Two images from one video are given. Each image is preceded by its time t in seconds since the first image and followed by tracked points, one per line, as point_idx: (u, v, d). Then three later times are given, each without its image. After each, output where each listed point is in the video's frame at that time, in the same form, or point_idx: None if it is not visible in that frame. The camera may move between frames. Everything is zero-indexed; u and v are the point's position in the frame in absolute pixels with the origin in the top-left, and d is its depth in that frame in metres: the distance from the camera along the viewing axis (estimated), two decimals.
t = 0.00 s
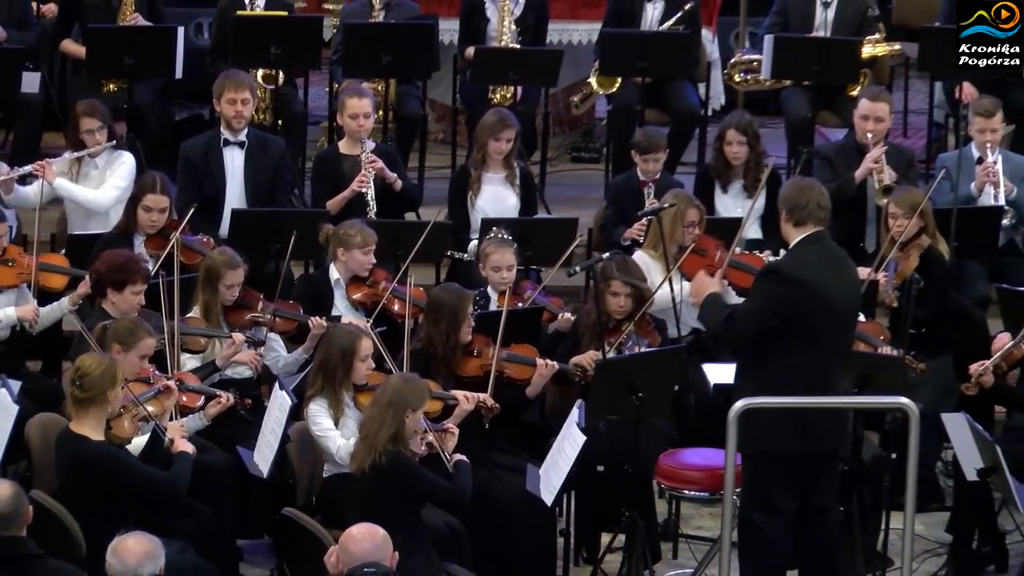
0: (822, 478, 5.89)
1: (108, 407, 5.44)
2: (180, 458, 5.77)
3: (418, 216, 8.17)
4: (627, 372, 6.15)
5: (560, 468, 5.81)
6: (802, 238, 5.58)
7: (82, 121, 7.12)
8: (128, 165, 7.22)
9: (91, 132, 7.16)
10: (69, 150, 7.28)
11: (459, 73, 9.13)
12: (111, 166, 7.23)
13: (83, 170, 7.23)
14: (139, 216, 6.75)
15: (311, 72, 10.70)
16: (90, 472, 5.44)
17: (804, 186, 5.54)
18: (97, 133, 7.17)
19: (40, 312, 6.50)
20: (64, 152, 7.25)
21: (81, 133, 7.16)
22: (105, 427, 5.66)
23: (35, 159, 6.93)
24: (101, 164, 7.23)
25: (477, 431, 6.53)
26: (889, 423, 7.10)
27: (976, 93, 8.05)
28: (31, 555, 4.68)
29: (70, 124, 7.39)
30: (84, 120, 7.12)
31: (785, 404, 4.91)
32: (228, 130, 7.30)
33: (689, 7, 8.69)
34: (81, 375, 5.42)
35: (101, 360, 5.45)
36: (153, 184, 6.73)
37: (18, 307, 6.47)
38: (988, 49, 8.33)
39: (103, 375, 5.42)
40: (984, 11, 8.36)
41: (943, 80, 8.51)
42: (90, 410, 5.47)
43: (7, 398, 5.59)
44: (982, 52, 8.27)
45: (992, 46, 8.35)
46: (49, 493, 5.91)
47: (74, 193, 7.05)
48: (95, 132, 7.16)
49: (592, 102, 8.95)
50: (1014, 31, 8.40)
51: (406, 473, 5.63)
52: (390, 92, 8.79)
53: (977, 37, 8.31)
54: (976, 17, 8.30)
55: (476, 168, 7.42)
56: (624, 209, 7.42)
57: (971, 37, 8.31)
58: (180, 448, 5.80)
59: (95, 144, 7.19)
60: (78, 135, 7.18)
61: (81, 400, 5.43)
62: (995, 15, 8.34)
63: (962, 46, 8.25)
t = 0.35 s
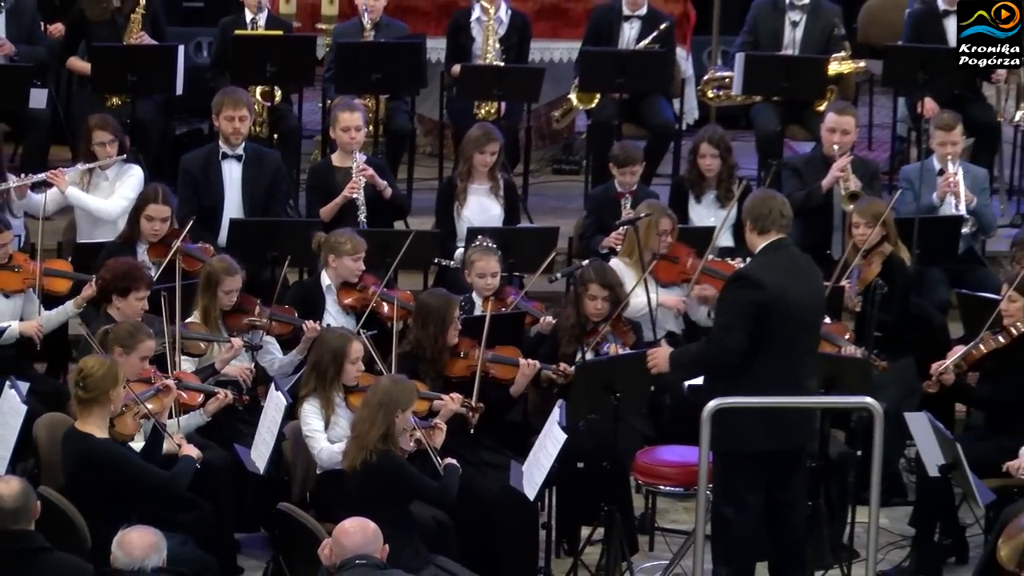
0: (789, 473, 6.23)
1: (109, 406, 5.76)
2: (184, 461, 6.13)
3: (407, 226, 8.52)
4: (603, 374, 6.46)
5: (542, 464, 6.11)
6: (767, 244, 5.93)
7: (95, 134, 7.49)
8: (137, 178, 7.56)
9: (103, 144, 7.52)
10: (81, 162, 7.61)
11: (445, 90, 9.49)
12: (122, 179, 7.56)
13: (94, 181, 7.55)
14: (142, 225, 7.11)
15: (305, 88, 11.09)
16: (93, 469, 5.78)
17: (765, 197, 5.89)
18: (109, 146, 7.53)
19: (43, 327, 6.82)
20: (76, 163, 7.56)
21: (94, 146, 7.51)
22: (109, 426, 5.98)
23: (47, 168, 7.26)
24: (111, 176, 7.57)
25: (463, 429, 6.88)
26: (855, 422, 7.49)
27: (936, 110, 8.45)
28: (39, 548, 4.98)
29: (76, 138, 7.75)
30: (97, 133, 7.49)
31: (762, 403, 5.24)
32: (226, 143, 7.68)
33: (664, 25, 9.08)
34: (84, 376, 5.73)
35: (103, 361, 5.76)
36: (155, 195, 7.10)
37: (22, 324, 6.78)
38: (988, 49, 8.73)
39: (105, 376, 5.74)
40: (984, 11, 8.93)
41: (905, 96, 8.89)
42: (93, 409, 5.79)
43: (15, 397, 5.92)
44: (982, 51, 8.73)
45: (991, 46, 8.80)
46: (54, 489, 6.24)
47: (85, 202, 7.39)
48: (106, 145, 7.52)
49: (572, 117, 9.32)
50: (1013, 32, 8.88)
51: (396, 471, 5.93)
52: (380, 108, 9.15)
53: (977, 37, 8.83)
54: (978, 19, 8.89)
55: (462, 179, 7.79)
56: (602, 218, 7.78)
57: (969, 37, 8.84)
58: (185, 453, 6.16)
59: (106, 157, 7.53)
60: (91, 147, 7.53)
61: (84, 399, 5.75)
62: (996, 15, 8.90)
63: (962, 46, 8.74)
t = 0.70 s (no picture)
0: (765, 469, 6.37)
1: (109, 404, 6.09)
2: (182, 464, 6.51)
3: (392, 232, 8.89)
4: (578, 373, 6.81)
5: (521, 458, 6.47)
6: (736, 249, 5.99)
7: (102, 145, 7.83)
8: (139, 188, 7.91)
9: (108, 156, 7.87)
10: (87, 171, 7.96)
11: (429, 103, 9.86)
12: (125, 188, 7.91)
13: (99, 189, 7.90)
14: (140, 231, 7.48)
15: (294, 101, 11.47)
16: (93, 464, 6.11)
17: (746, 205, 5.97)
18: (113, 157, 7.88)
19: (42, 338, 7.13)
20: (83, 172, 7.90)
21: (100, 156, 7.87)
22: (109, 422, 6.31)
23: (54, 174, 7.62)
24: (115, 185, 7.91)
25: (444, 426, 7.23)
26: (818, 417, 7.87)
27: (894, 122, 8.87)
28: (40, 540, 5.34)
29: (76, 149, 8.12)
30: (104, 145, 7.84)
31: (731, 400, 5.45)
32: (219, 154, 8.07)
33: (637, 41, 9.47)
34: (85, 375, 6.06)
35: (104, 361, 6.08)
36: (153, 203, 7.44)
37: (21, 335, 7.06)
38: (988, 51, 9.35)
39: (105, 375, 6.07)
40: (982, 13, 9.47)
41: (866, 109, 9.31)
42: (94, 406, 6.13)
43: (19, 396, 6.25)
44: (981, 52, 9.35)
45: (991, 45, 9.40)
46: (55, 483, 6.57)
47: (89, 208, 7.75)
48: (112, 156, 7.87)
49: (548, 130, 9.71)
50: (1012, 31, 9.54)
51: (380, 468, 6.28)
52: (366, 120, 9.53)
53: (976, 38, 9.39)
54: (973, 19, 9.39)
55: (445, 189, 8.17)
56: (577, 226, 8.17)
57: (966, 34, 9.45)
58: (184, 458, 6.53)
59: (110, 167, 7.87)
60: (96, 158, 7.88)
61: (85, 397, 6.08)
62: (991, 18, 9.46)
63: (962, 46, 9.36)
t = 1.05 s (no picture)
0: (733, 463, 6.61)
1: (111, 400, 6.41)
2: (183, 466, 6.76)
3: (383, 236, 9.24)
4: (560, 370, 7.13)
5: (506, 451, 6.79)
6: (704, 250, 6.33)
7: (107, 152, 8.18)
8: (141, 194, 8.25)
9: (113, 162, 8.21)
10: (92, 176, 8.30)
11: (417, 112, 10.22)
12: (127, 194, 8.25)
13: (103, 194, 8.23)
14: (140, 234, 7.82)
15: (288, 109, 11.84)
16: (96, 457, 6.43)
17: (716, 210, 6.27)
18: (117, 164, 8.22)
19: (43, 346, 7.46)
20: (88, 177, 8.24)
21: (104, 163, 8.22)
22: (110, 417, 6.63)
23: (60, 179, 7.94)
24: (118, 191, 8.25)
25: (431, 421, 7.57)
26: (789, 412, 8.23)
27: (862, 129, 9.26)
28: (44, 530, 5.65)
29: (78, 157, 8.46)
30: (108, 152, 8.18)
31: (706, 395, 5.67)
32: (216, 161, 8.43)
33: (615, 52, 9.84)
34: (88, 372, 6.38)
35: (106, 359, 6.40)
36: (152, 207, 7.79)
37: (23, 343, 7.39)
38: (988, 49, 10.26)
39: (107, 372, 6.39)
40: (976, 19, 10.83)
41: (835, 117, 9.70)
42: (97, 402, 6.44)
43: (24, 393, 6.56)
44: (982, 52, 10.22)
45: (992, 45, 10.37)
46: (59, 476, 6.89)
47: (93, 213, 8.09)
48: (116, 162, 8.21)
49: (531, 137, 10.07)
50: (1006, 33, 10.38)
51: (370, 464, 6.57)
52: (357, 128, 9.89)
53: (979, 38, 10.44)
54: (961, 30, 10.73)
55: (432, 194, 8.53)
56: (559, 228, 8.53)
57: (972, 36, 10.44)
58: (188, 460, 6.81)
59: (114, 173, 8.20)
60: (101, 164, 8.23)
61: (89, 393, 6.40)
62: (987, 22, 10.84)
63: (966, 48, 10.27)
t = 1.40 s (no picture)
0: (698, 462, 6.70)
1: (109, 396, 6.69)
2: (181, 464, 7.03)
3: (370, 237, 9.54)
4: (540, 366, 7.43)
5: (489, 443, 7.08)
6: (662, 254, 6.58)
7: (103, 156, 8.49)
8: (136, 196, 8.56)
9: (108, 166, 8.53)
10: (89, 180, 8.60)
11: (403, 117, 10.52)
12: (123, 196, 8.56)
13: (99, 197, 8.53)
14: (135, 236, 8.11)
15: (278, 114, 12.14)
16: (95, 451, 6.71)
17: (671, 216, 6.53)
18: (113, 167, 8.54)
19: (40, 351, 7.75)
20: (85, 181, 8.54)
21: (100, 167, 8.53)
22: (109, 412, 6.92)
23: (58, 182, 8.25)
24: (114, 194, 8.56)
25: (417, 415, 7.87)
26: (762, 407, 8.55)
27: (832, 135, 9.59)
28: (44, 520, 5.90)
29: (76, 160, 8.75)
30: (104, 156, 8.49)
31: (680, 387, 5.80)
32: (210, 165, 8.74)
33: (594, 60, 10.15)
34: (87, 369, 6.66)
35: (104, 357, 6.68)
36: (147, 210, 8.10)
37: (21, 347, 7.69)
38: (988, 50, 10.36)
39: (105, 370, 6.67)
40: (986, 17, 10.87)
41: (805, 123, 10.05)
42: (96, 398, 6.73)
43: (25, 389, 6.84)
44: (980, 51, 10.32)
45: (991, 45, 10.49)
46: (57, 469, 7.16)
47: (90, 215, 8.40)
48: (111, 166, 8.54)
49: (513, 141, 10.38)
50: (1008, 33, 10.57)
51: (361, 462, 6.84)
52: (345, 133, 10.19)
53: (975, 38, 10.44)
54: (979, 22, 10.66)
55: (418, 197, 8.84)
56: (540, 229, 8.84)
57: (970, 36, 10.50)
58: (187, 459, 7.06)
59: (110, 176, 8.51)
60: (97, 168, 8.55)
61: (87, 390, 6.68)
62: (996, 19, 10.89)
63: (963, 46, 10.35)
